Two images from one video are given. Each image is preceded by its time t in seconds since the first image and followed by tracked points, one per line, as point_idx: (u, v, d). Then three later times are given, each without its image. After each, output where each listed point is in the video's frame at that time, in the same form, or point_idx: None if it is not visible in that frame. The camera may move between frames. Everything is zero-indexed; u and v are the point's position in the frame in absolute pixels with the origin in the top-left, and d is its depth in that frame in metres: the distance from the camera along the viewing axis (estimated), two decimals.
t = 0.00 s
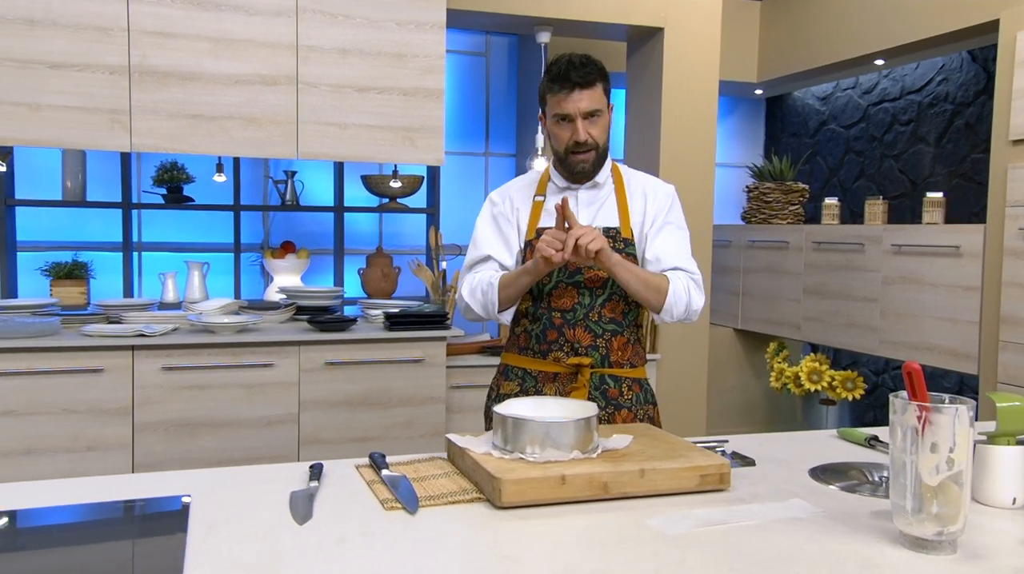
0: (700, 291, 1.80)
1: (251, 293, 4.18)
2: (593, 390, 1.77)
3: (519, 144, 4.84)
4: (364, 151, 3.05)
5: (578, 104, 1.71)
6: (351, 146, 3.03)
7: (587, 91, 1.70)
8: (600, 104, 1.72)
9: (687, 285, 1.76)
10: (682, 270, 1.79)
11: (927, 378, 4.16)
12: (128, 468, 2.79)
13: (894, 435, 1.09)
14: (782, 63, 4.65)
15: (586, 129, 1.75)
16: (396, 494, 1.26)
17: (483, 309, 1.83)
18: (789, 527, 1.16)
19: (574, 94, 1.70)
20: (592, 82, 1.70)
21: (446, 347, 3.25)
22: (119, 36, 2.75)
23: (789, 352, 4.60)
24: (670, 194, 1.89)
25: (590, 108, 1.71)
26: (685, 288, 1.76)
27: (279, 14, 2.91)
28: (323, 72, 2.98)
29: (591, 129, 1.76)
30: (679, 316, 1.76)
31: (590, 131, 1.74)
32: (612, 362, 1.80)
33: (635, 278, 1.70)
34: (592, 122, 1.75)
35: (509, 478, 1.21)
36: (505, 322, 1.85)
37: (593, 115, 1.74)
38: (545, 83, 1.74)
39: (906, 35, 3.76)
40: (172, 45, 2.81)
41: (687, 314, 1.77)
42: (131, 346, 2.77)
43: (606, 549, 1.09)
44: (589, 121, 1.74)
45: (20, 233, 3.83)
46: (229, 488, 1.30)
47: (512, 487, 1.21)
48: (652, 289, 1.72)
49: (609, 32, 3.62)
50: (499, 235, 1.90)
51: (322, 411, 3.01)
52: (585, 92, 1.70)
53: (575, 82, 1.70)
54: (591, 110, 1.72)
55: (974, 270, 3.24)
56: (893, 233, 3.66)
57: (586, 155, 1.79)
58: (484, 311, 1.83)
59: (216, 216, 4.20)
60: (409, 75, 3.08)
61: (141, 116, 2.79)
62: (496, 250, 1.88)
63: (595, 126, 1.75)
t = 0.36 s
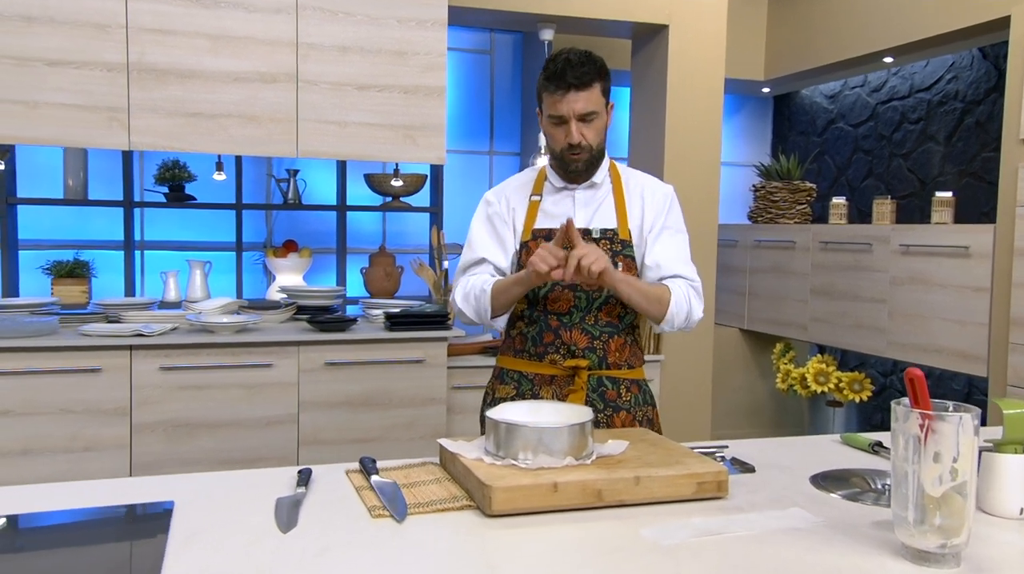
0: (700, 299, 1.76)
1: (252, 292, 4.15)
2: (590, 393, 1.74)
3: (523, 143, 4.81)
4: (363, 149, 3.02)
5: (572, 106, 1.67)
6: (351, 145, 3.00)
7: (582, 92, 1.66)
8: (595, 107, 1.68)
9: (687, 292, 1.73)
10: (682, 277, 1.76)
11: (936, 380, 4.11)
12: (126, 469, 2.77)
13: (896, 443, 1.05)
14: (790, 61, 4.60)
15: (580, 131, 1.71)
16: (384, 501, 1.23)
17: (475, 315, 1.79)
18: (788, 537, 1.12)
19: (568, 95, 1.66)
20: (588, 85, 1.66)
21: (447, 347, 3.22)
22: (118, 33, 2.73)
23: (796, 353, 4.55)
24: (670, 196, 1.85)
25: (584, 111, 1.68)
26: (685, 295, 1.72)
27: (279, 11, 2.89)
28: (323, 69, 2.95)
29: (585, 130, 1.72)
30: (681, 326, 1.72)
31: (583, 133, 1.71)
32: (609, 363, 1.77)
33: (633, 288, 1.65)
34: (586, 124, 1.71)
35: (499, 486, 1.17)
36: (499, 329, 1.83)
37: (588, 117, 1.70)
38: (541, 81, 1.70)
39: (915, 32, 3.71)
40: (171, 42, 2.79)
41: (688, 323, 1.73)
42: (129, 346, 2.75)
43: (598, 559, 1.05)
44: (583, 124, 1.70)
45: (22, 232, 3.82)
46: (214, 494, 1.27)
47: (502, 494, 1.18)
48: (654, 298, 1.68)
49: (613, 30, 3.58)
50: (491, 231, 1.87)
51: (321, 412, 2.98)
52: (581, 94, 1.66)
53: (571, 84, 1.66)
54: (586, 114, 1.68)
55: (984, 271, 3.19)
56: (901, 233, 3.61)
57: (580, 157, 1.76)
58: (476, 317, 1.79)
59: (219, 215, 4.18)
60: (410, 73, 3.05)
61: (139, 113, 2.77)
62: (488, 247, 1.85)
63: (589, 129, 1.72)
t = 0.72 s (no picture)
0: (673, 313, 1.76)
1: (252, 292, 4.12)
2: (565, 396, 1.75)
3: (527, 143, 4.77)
4: (363, 149, 2.98)
5: (549, 101, 1.60)
6: (349, 145, 2.97)
7: (562, 87, 1.59)
8: (573, 104, 1.61)
9: (661, 315, 1.72)
10: (657, 298, 1.74)
11: (943, 383, 4.05)
12: (122, 472, 2.75)
13: (898, 456, 1.02)
14: (796, 60, 4.55)
15: (555, 129, 1.63)
16: (371, 512, 1.20)
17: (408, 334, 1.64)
18: (786, 552, 1.08)
19: (548, 88, 1.59)
20: (567, 79, 1.59)
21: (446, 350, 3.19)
22: (114, 31, 2.70)
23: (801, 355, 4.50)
24: (648, 204, 1.79)
25: (562, 107, 1.60)
26: (660, 318, 1.71)
27: (277, 9, 2.86)
28: (321, 68, 2.92)
29: (562, 130, 1.64)
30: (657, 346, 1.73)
31: (560, 131, 1.62)
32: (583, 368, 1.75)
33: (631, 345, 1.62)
34: (564, 123, 1.64)
35: (489, 497, 1.14)
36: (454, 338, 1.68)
37: (566, 115, 1.63)
38: (520, 71, 1.63)
39: (923, 31, 3.66)
40: (168, 41, 2.76)
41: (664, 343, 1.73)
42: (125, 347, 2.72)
43: None
44: (560, 121, 1.63)
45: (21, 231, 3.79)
46: (197, 504, 1.24)
47: (492, 506, 1.14)
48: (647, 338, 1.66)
49: (616, 29, 3.54)
50: (450, 224, 1.75)
51: (319, 415, 2.95)
52: (561, 89, 1.59)
53: (550, 76, 1.59)
54: (564, 110, 1.61)
55: (992, 273, 3.14)
56: (907, 234, 3.56)
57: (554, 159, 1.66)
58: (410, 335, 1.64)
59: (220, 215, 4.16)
60: (410, 72, 3.01)
61: (135, 113, 2.74)
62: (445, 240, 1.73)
63: (566, 128, 1.64)
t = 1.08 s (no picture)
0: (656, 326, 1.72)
1: (253, 292, 4.09)
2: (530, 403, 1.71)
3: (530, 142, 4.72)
4: (362, 149, 2.95)
5: (513, 146, 1.49)
6: (349, 143, 2.94)
7: (525, 130, 1.47)
8: (538, 146, 1.50)
9: (649, 336, 1.67)
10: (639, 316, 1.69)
11: (950, 387, 4.00)
12: (117, 474, 2.72)
13: (900, 468, 0.98)
14: (802, 60, 4.50)
15: (521, 171, 1.53)
16: (358, 522, 1.16)
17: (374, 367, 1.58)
18: (784, 566, 1.04)
19: (510, 134, 1.47)
20: (531, 121, 1.47)
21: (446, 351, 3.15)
22: (110, 29, 2.67)
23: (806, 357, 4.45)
24: (612, 224, 1.73)
25: (527, 150, 1.50)
26: (649, 342, 1.66)
27: (276, 7, 2.83)
28: (320, 66, 2.89)
29: (527, 169, 1.54)
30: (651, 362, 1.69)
31: (525, 174, 1.52)
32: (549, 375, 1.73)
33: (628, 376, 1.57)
34: (529, 162, 1.53)
35: (478, 507, 1.10)
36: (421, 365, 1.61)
37: (531, 156, 1.52)
38: (477, 111, 1.49)
39: (929, 30, 3.61)
40: (165, 39, 2.73)
41: (657, 363, 1.69)
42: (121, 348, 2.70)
43: None
44: (525, 162, 1.52)
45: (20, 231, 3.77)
46: (179, 512, 1.20)
47: (481, 516, 1.10)
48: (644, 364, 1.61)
49: (619, 27, 3.50)
50: (414, 251, 1.67)
51: (317, 417, 2.91)
52: (525, 133, 1.47)
53: (511, 120, 1.46)
54: (528, 153, 1.50)
55: (1000, 276, 3.09)
56: (914, 235, 3.51)
57: (520, 197, 1.58)
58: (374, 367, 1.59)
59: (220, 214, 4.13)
60: (410, 70, 2.98)
61: (131, 111, 2.72)
62: (408, 269, 1.65)
63: (531, 167, 1.54)
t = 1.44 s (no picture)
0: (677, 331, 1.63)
1: (258, 292, 4.08)
2: (533, 409, 1.66)
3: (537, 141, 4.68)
4: (367, 147, 2.93)
5: (513, 144, 1.45)
6: (353, 142, 2.91)
7: (525, 126, 1.44)
8: (538, 142, 1.46)
9: (672, 341, 1.58)
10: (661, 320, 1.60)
11: (963, 390, 3.94)
12: (118, 474, 2.70)
13: (909, 478, 0.94)
14: (814, 59, 4.45)
15: (522, 171, 1.49)
16: (351, 528, 1.13)
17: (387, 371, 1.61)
18: None
19: (509, 130, 1.43)
20: (530, 118, 1.43)
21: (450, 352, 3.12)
22: (113, 26, 2.66)
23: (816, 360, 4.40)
24: (622, 227, 1.66)
25: (527, 148, 1.46)
26: (672, 348, 1.56)
27: (280, 4, 2.81)
28: (324, 64, 2.87)
29: (529, 169, 1.50)
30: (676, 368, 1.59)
31: (527, 173, 1.48)
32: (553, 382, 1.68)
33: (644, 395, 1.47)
34: (530, 161, 1.49)
35: (473, 515, 1.07)
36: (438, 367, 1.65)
37: (532, 154, 1.48)
38: (475, 110, 1.46)
39: (943, 28, 3.55)
40: (169, 36, 2.71)
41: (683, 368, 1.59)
42: (123, 347, 2.68)
43: None
44: (527, 162, 1.48)
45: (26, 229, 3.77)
46: (169, 517, 1.18)
47: (477, 524, 1.07)
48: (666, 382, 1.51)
49: (627, 25, 3.46)
50: (420, 255, 1.66)
51: (319, 417, 2.89)
52: (524, 129, 1.43)
53: (509, 117, 1.43)
54: (529, 151, 1.46)
55: (1015, 278, 3.03)
56: (926, 237, 3.46)
57: (524, 199, 1.53)
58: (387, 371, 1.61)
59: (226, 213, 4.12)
60: (415, 67, 2.95)
61: (134, 109, 2.70)
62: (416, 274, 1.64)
63: (534, 167, 1.49)
